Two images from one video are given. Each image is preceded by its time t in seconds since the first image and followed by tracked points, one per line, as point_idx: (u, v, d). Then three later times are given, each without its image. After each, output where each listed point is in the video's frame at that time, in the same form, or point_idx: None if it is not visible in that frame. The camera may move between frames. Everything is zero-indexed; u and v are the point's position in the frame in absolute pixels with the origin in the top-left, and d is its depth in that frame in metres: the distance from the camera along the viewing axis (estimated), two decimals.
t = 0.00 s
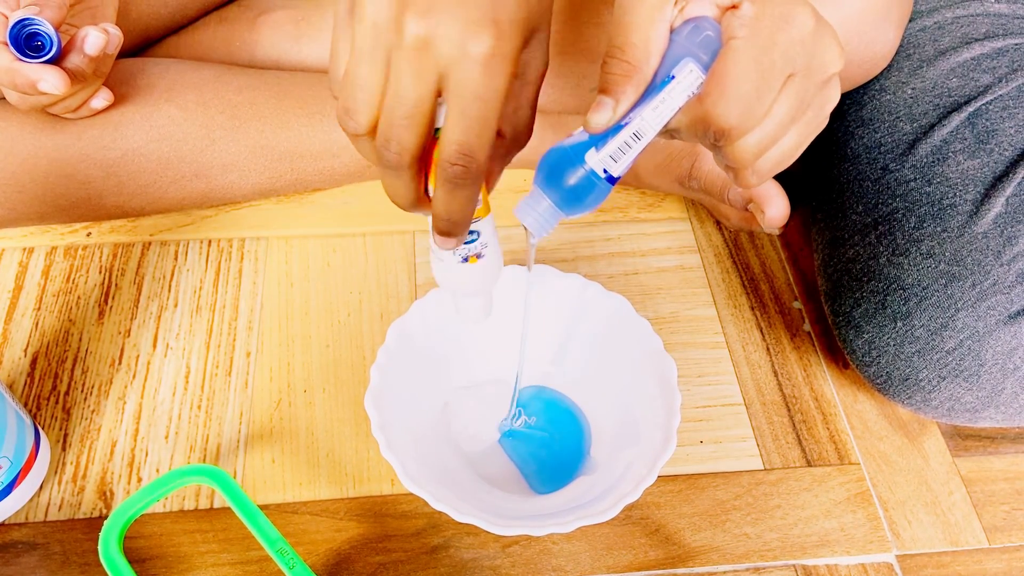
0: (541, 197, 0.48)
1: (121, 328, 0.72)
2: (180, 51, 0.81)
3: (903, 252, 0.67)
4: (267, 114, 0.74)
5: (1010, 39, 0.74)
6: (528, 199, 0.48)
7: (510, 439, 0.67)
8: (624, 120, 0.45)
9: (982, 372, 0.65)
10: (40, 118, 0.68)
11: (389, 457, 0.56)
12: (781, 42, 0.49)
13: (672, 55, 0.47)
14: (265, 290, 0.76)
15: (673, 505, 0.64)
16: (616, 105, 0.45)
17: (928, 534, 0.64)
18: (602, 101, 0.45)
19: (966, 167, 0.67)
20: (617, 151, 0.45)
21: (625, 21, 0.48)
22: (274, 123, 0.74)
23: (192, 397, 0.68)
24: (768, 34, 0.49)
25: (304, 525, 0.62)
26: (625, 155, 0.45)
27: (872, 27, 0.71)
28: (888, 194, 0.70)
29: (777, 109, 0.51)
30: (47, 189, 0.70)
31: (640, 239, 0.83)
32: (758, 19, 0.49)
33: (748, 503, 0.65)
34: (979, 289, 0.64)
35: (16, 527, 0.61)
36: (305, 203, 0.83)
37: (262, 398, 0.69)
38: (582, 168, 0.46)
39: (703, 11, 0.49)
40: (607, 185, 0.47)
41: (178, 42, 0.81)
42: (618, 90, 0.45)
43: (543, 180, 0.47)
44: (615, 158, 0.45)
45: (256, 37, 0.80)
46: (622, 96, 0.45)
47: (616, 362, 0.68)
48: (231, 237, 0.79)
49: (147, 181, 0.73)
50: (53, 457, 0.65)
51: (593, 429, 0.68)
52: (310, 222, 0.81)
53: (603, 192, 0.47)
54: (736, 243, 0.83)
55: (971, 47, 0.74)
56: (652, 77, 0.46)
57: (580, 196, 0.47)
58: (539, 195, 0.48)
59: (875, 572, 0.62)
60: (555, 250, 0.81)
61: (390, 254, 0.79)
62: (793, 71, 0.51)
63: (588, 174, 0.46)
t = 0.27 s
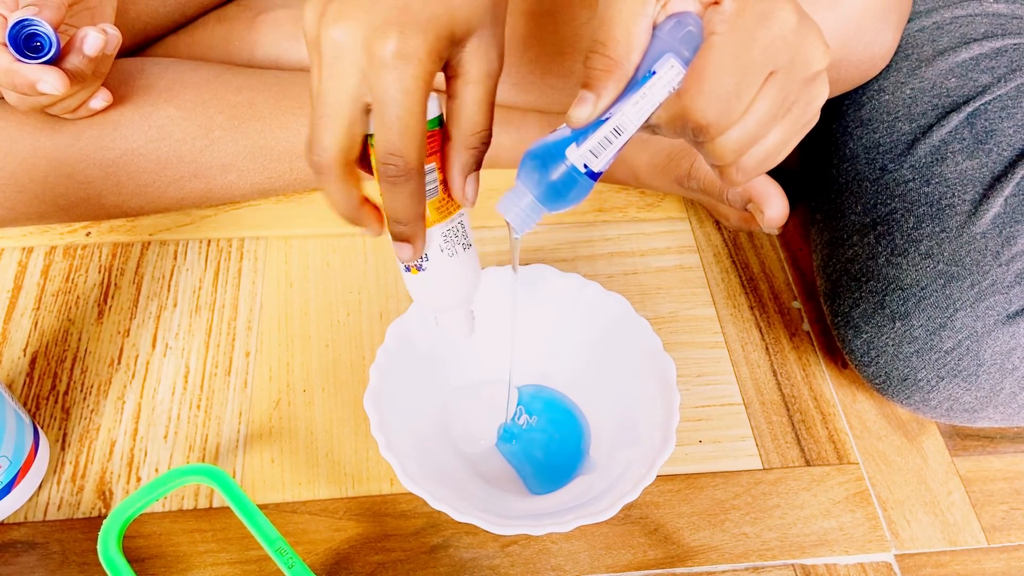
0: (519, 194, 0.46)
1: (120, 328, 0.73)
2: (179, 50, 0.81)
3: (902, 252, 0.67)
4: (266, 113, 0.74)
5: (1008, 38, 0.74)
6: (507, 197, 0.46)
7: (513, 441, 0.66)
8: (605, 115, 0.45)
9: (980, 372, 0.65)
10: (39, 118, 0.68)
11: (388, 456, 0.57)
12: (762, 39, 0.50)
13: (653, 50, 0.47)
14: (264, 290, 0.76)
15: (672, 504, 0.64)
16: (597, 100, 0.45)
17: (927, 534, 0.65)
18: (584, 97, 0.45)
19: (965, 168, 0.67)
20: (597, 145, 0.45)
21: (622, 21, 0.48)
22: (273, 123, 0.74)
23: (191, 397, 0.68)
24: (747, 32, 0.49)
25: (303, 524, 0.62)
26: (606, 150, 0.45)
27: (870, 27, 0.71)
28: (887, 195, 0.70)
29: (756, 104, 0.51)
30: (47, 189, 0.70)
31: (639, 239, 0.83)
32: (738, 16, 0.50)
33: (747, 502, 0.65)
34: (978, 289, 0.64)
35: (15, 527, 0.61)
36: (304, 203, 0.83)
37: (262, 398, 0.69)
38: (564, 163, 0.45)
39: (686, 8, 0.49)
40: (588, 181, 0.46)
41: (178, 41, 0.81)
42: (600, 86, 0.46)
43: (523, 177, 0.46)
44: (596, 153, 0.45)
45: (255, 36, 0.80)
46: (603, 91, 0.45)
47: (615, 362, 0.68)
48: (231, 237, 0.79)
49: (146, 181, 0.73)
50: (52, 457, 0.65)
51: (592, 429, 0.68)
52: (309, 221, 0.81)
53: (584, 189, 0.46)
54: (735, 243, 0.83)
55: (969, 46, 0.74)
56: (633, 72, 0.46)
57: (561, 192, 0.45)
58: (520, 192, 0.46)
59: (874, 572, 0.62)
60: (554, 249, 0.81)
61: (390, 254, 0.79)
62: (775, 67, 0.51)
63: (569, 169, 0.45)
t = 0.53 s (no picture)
0: (531, 204, 0.49)
1: (119, 327, 0.72)
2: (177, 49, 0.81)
3: (901, 252, 0.67)
4: (264, 111, 0.73)
5: (1008, 38, 0.74)
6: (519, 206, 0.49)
7: (512, 440, 0.66)
8: (608, 123, 0.46)
9: (980, 372, 0.65)
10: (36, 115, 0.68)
11: (386, 456, 0.56)
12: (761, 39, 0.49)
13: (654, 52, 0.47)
14: (263, 289, 0.76)
15: (672, 504, 0.64)
16: (598, 109, 0.46)
17: (927, 534, 0.64)
18: (585, 106, 0.46)
19: (964, 167, 0.67)
20: (600, 155, 0.46)
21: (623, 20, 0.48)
22: (271, 121, 0.74)
23: (190, 397, 0.68)
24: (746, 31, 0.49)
25: (302, 524, 0.62)
26: (610, 159, 0.46)
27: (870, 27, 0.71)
28: (886, 194, 0.70)
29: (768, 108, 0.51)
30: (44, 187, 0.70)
31: (638, 239, 0.82)
32: (736, 19, 0.49)
33: (746, 502, 0.64)
34: (977, 289, 0.64)
35: (13, 527, 0.61)
36: (304, 203, 0.83)
37: (261, 397, 0.69)
38: (570, 173, 0.47)
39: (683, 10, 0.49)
40: (595, 189, 0.47)
41: (176, 40, 0.81)
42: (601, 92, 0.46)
43: (533, 187, 0.48)
44: (600, 163, 0.46)
45: (254, 35, 0.80)
46: (604, 99, 0.46)
47: (614, 361, 0.68)
48: (229, 237, 0.79)
49: (143, 177, 0.72)
50: (50, 457, 0.65)
51: (591, 429, 0.67)
52: (308, 221, 0.81)
53: (592, 196, 0.48)
54: (735, 243, 0.83)
55: (969, 46, 0.74)
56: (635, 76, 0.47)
57: (569, 201, 0.48)
58: (529, 202, 0.49)
59: (874, 572, 0.62)
60: (553, 249, 0.81)
61: (389, 254, 0.79)
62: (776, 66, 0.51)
63: (573, 180, 0.47)
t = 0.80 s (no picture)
0: (556, 187, 0.53)
1: (118, 327, 0.72)
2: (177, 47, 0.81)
3: (900, 253, 0.67)
4: (263, 109, 0.73)
5: (1007, 39, 0.74)
6: (545, 189, 0.54)
7: (514, 438, 0.66)
8: (630, 118, 0.50)
9: (979, 373, 0.65)
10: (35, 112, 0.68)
11: (386, 456, 0.57)
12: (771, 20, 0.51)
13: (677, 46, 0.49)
14: (263, 289, 0.76)
15: (671, 504, 0.64)
16: (619, 102, 0.50)
17: (926, 534, 0.64)
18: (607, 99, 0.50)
19: (963, 168, 0.67)
20: (622, 148, 0.50)
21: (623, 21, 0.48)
22: (270, 120, 0.73)
23: (189, 396, 0.68)
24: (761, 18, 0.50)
25: (302, 524, 0.62)
26: (631, 152, 0.51)
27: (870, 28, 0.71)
28: (886, 195, 0.70)
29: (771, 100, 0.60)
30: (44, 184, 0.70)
31: (638, 239, 0.83)
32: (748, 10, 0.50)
33: (745, 502, 0.65)
34: (976, 290, 0.64)
35: (13, 527, 0.61)
36: (303, 203, 0.83)
37: (260, 397, 0.69)
38: (593, 162, 0.51)
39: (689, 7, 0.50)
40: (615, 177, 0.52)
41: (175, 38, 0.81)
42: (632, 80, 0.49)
43: (557, 171, 0.53)
44: (622, 157, 0.50)
45: (253, 34, 0.80)
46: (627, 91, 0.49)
47: (613, 362, 0.68)
48: (229, 237, 0.79)
49: (142, 173, 0.73)
50: (50, 457, 0.65)
51: (591, 429, 0.67)
52: (308, 221, 0.81)
53: (612, 183, 0.52)
54: (735, 243, 0.83)
55: (969, 47, 0.74)
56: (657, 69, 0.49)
57: (591, 186, 0.52)
58: (554, 186, 0.53)
59: (873, 571, 0.62)
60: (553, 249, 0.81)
61: (388, 254, 0.79)
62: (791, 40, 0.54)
63: (595, 169, 0.51)
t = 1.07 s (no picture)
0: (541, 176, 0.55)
1: (117, 327, 0.72)
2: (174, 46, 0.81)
3: (901, 251, 0.67)
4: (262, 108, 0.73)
5: (1008, 38, 0.74)
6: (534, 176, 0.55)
7: (509, 435, 0.66)
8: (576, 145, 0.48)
9: (979, 371, 0.65)
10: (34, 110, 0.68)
11: (385, 455, 0.57)
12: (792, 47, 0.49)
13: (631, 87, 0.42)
14: (262, 289, 0.76)
15: (671, 504, 0.64)
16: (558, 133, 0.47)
17: (926, 533, 0.64)
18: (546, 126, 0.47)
19: (964, 166, 0.67)
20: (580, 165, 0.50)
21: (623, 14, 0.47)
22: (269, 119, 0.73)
23: (188, 396, 0.68)
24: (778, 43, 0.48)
25: (301, 524, 0.62)
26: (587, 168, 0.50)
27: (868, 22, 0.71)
28: (886, 193, 0.70)
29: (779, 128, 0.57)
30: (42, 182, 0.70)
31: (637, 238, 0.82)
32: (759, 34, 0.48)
33: (746, 502, 0.64)
34: (976, 288, 0.64)
35: (11, 527, 0.61)
36: (302, 203, 0.83)
37: (259, 397, 0.69)
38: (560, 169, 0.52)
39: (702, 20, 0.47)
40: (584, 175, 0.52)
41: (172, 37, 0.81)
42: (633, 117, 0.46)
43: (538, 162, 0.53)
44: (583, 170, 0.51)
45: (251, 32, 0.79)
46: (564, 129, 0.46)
47: (613, 361, 0.68)
48: (228, 237, 0.79)
49: (142, 174, 0.75)
50: (49, 456, 0.64)
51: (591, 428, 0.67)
52: (307, 221, 0.81)
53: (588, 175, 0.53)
54: (735, 242, 0.83)
55: (969, 45, 0.74)
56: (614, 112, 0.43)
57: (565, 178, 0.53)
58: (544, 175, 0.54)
59: (873, 571, 0.62)
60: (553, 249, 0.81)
61: (387, 253, 0.79)
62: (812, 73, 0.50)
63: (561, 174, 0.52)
